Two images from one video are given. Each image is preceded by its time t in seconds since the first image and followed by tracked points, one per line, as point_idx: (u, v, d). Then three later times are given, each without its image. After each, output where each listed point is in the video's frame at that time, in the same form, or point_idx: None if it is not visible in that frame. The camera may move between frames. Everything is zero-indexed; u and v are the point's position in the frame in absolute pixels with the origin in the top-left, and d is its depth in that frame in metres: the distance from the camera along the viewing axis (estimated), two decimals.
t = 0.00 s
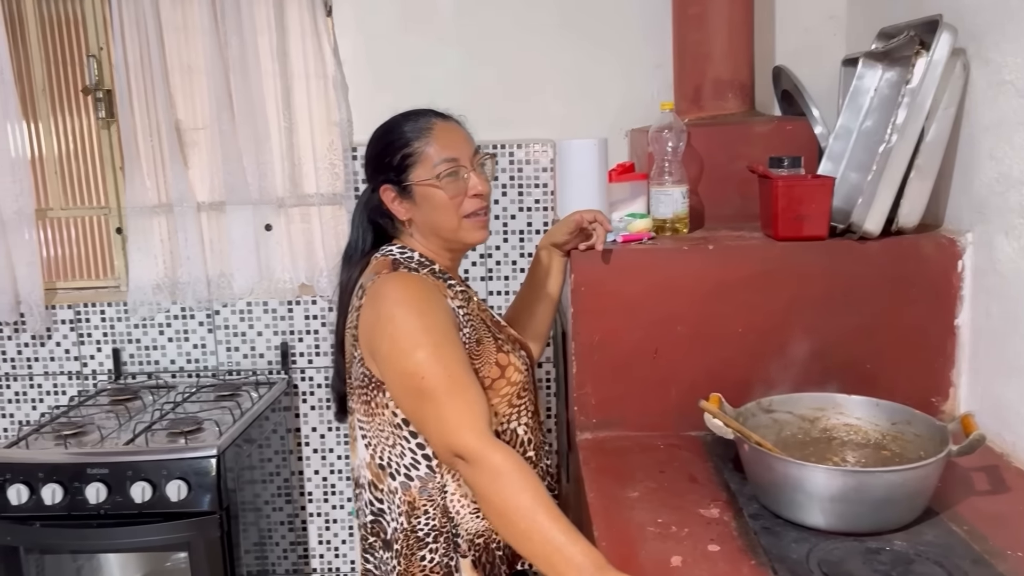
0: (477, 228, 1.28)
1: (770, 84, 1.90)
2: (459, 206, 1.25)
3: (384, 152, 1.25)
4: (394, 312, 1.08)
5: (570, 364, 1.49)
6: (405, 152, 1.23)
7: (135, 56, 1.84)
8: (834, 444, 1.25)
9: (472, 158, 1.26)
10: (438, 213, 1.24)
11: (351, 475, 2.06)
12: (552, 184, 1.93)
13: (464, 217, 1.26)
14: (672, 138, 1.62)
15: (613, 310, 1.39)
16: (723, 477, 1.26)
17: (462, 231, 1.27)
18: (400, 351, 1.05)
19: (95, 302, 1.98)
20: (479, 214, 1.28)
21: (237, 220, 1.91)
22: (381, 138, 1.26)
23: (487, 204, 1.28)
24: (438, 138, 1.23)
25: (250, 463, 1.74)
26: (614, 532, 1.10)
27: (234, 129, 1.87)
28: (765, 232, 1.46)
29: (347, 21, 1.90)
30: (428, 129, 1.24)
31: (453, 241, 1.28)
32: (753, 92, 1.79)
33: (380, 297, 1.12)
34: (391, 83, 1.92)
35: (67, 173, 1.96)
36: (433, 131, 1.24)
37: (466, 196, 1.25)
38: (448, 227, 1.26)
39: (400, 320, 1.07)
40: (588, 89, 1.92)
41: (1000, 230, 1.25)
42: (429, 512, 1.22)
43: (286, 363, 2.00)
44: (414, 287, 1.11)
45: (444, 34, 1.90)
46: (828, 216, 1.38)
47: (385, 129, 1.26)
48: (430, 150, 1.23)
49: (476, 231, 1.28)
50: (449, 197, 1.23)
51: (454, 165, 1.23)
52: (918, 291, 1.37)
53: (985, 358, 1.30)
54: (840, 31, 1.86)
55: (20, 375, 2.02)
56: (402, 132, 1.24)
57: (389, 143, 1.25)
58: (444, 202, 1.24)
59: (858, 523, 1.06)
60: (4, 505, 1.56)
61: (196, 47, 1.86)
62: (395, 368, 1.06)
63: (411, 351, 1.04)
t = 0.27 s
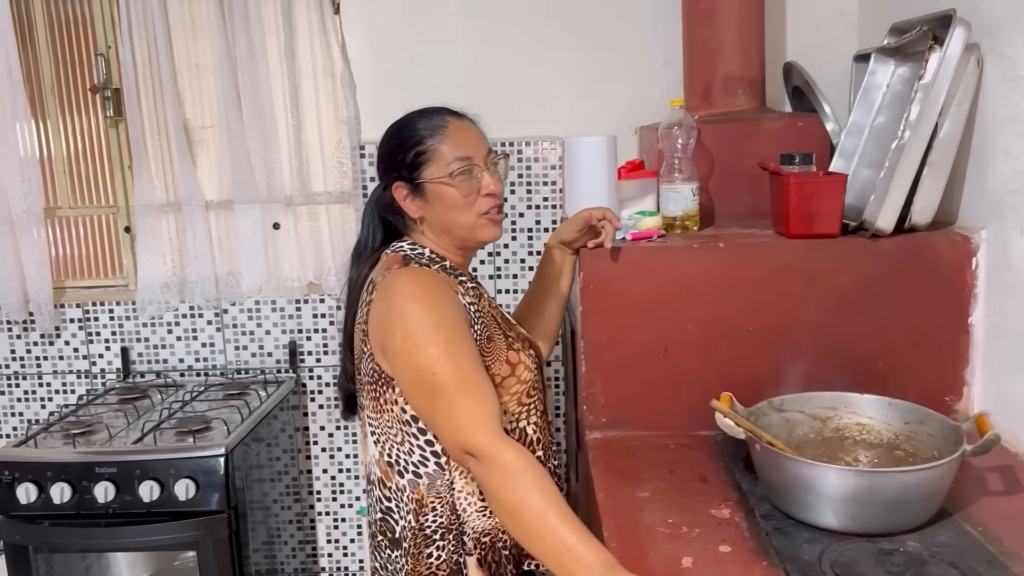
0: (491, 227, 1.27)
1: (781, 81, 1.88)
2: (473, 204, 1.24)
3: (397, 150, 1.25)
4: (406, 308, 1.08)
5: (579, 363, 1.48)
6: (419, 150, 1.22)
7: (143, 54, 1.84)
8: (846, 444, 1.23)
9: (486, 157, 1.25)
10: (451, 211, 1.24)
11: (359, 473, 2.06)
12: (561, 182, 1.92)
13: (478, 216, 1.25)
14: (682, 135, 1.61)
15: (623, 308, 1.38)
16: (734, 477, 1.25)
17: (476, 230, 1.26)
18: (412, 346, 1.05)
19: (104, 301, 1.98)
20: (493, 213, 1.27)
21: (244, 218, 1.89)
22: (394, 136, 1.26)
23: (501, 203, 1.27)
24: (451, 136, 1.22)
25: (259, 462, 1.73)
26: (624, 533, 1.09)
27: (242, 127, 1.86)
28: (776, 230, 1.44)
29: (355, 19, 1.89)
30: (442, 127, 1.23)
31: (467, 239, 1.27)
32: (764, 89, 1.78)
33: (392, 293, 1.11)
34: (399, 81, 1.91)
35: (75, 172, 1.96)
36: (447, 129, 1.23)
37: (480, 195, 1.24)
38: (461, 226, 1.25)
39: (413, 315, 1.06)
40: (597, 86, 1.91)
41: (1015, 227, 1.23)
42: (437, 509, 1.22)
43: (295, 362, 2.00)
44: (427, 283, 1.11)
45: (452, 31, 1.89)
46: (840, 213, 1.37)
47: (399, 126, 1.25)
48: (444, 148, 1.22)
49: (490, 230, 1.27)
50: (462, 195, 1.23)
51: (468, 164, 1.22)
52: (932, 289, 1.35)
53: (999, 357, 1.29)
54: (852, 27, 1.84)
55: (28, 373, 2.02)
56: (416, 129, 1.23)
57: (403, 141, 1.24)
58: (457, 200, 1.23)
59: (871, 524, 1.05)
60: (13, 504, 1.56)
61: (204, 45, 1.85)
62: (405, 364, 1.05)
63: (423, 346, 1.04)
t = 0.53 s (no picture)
0: (492, 228, 1.26)
1: (791, 77, 1.86)
2: (474, 204, 1.23)
3: (404, 146, 1.24)
4: (412, 308, 1.07)
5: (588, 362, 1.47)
6: (424, 147, 1.21)
7: (149, 52, 1.83)
8: (858, 443, 1.22)
9: (493, 157, 1.24)
10: (452, 209, 1.23)
11: (367, 472, 2.05)
12: (569, 179, 1.91)
13: (479, 216, 1.24)
14: (692, 131, 1.59)
15: (632, 307, 1.37)
16: (744, 477, 1.24)
17: (476, 229, 1.25)
18: (418, 347, 1.04)
19: (111, 300, 1.98)
20: (495, 214, 1.26)
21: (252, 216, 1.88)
22: (402, 131, 1.25)
23: (504, 204, 1.25)
24: (458, 134, 1.21)
25: (267, 461, 1.73)
26: (634, 533, 1.08)
27: (249, 125, 1.86)
28: (787, 227, 1.43)
29: (362, 16, 1.89)
30: (449, 124, 1.22)
31: (468, 238, 1.26)
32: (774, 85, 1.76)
33: (397, 293, 1.11)
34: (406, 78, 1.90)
35: (82, 170, 1.96)
36: (454, 126, 1.22)
37: (482, 194, 1.23)
38: (462, 224, 1.24)
39: (418, 316, 1.06)
40: (605, 83, 1.90)
41: None
42: (443, 511, 1.21)
43: (302, 360, 1.99)
44: (432, 283, 1.10)
45: (460, 28, 1.88)
46: (852, 210, 1.35)
47: (408, 122, 1.25)
48: (449, 145, 1.21)
49: (491, 230, 1.26)
50: (464, 194, 1.22)
51: (472, 163, 1.21)
52: (944, 286, 1.34)
53: (1013, 355, 1.27)
54: (862, 22, 1.82)
55: (36, 372, 2.03)
56: (423, 125, 1.22)
57: (410, 136, 1.23)
58: (459, 199, 1.22)
59: (884, 525, 1.03)
60: (21, 503, 1.56)
61: (211, 42, 1.85)
62: (411, 365, 1.05)
63: (429, 347, 1.03)
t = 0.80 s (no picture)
0: (490, 229, 1.24)
1: (799, 73, 1.85)
2: (472, 204, 1.22)
3: (408, 142, 1.24)
4: (416, 308, 1.06)
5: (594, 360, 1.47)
6: (427, 144, 1.21)
7: (154, 50, 1.83)
8: (867, 442, 1.21)
9: (495, 157, 1.23)
10: (450, 208, 1.22)
11: (373, 470, 2.05)
12: (575, 176, 1.90)
13: (477, 216, 1.23)
14: (699, 127, 1.58)
15: (638, 304, 1.37)
16: (753, 475, 1.23)
17: (473, 230, 1.24)
18: (422, 347, 1.03)
19: (117, 298, 1.98)
20: (494, 215, 1.24)
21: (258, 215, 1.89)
22: (408, 127, 1.25)
23: (503, 206, 1.24)
24: (460, 132, 1.20)
25: (273, 459, 1.73)
26: (641, 532, 1.08)
27: (254, 123, 1.85)
28: (796, 224, 1.42)
29: (367, 14, 1.88)
30: (452, 122, 1.21)
31: (466, 238, 1.25)
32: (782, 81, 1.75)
33: (401, 293, 1.10)
34: (412, 75, 1.90)
35: (88, 168, 1.96)
36: (457, 124, 1.21)
37: (480, 194, 1.22)
38: (460, 224, 1.23)
39: (422, 316, 1.05)
40: (612, 79, 1.89)
41: None
42: (450, 511, 1.20)
43: (308, 358, 1.99)
44: (436, 282, 1.10)
45: (465, 25, 1.88)
46: (861, 206, 1.34)
47: (414, 118, 1.24)
48: (450, 143, 1.20)
49: (488, 232, 1.25)
50: (462, 194, 1.21)
51: (472, 163, 1.20)
52: (954, 283, 1.33)
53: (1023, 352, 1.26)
54: (871, 18, 1.81)
55: (43, 370, 2.03)
56: (428, 121, 1.22)
57: (414, 133, 1.23)
58: (456, 198, 1.21)
59: (894, 524, 1.02)
60: (27, 501, 1.56)
61: (216, 40, 1.85)
62: (415, 365, 1.04)
63: (433, 347, 1.02)
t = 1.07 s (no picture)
0: (497, 226, 1.24)
1: (803, 69, 1.85)
2: (479, 202, 1.22)
3: (411, 140, 1.23)
4: (419, 307, 1.06)
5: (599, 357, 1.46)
6: (430, 142, 1.21)
7: (158, 48, 1.83)
8: (872, 440, 1.21)
9: (500, 154, 1.23)
10: (457, 206, 1.22)
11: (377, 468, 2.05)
12: (579, 174, 1.89)
13: (484, 214, 1.23)
14: (703, 125, 1.58)
15: (643, 303, 1.36)
16: (758, 473, 1.23)
17: (480, 227, 1.24)
18: (425, 345, 1.03)
19: (121, 296, 1.99)
20: (501, 212, 1.24)
21: (261, 214, 1.92)
22: (410, 125, 1.24)
23: (510, 202, 1.24)
24: (464, 130, 1.20)
25: (276, 458, 1.73)
26: (646, 530, 1.07)
27: (257, 120, 1.85)
28: (801, 221, 1.41)
29: (371, 11, 1.88)
30: (455, 120, 1.21)
31: (472, 236, 1.25)
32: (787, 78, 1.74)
33: (405, 292, 1.10)
34: (416, 73, 1.90)
35: (92, 166, 1.96)
36: (461, 122, 1.21)
37: (487, 192, 1.21)
38: (466, 221, 1.23)
39: (426, 315, 1.05)
40: (616, 77, 1.88)
41: None
42: (456, 509, 1.20)
43: (312, 357, 1.99)
44: (439, 281, 1.09)
45: (469, 23, 1.87)
46: (866, 203, 1.34)
47: (416, 115, 1.24)
48: (454, 141, 1.20)
49: (496, 229, 1.25)
50: (468, 192, 1.21)
51: (477, 161, 1.20)
52: (960, 281, 1.32)
53: None
54: (876, 15, 1.80)
55: (47, 369, 2.03)
56: (430, 120, 1.22)
57: (417, 131, 1.23)
58: (462, 196, 1.21)
59: (900, 522, 1.02)
60: (32, 500, 1.57)
61: (219, 38, 1.84)
62: (419, 365, 1.04)
63: (436, 346, 1.02)
